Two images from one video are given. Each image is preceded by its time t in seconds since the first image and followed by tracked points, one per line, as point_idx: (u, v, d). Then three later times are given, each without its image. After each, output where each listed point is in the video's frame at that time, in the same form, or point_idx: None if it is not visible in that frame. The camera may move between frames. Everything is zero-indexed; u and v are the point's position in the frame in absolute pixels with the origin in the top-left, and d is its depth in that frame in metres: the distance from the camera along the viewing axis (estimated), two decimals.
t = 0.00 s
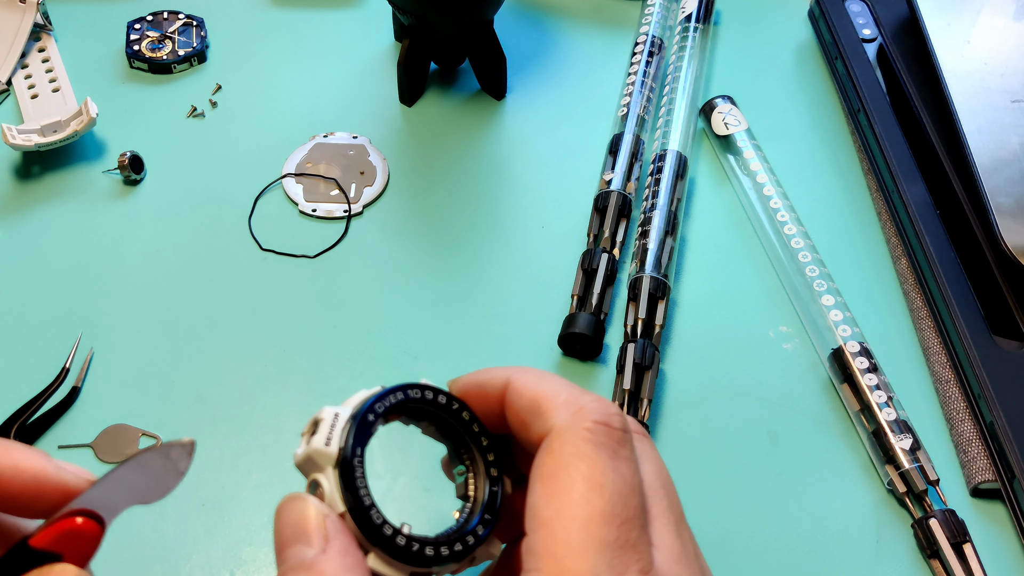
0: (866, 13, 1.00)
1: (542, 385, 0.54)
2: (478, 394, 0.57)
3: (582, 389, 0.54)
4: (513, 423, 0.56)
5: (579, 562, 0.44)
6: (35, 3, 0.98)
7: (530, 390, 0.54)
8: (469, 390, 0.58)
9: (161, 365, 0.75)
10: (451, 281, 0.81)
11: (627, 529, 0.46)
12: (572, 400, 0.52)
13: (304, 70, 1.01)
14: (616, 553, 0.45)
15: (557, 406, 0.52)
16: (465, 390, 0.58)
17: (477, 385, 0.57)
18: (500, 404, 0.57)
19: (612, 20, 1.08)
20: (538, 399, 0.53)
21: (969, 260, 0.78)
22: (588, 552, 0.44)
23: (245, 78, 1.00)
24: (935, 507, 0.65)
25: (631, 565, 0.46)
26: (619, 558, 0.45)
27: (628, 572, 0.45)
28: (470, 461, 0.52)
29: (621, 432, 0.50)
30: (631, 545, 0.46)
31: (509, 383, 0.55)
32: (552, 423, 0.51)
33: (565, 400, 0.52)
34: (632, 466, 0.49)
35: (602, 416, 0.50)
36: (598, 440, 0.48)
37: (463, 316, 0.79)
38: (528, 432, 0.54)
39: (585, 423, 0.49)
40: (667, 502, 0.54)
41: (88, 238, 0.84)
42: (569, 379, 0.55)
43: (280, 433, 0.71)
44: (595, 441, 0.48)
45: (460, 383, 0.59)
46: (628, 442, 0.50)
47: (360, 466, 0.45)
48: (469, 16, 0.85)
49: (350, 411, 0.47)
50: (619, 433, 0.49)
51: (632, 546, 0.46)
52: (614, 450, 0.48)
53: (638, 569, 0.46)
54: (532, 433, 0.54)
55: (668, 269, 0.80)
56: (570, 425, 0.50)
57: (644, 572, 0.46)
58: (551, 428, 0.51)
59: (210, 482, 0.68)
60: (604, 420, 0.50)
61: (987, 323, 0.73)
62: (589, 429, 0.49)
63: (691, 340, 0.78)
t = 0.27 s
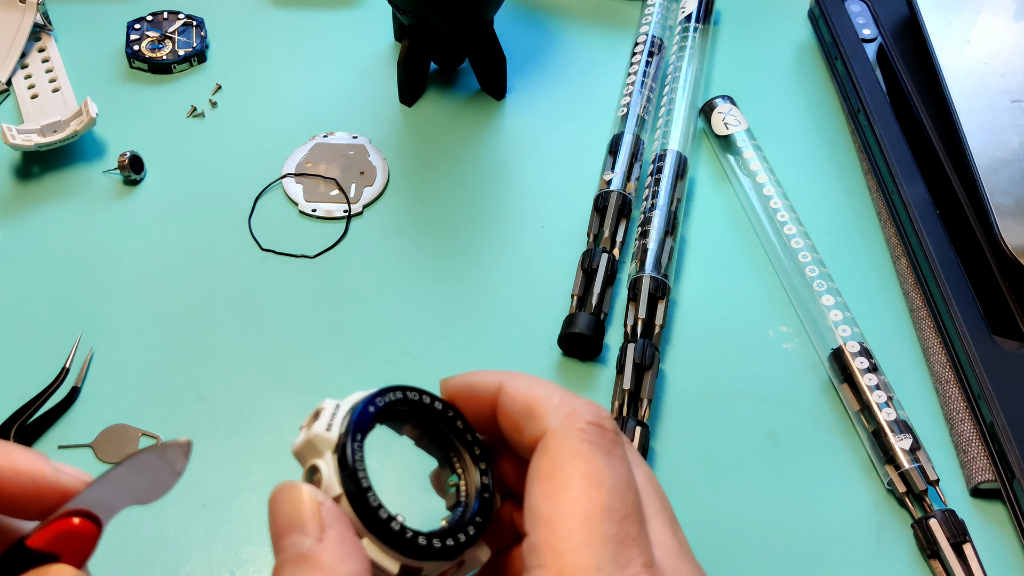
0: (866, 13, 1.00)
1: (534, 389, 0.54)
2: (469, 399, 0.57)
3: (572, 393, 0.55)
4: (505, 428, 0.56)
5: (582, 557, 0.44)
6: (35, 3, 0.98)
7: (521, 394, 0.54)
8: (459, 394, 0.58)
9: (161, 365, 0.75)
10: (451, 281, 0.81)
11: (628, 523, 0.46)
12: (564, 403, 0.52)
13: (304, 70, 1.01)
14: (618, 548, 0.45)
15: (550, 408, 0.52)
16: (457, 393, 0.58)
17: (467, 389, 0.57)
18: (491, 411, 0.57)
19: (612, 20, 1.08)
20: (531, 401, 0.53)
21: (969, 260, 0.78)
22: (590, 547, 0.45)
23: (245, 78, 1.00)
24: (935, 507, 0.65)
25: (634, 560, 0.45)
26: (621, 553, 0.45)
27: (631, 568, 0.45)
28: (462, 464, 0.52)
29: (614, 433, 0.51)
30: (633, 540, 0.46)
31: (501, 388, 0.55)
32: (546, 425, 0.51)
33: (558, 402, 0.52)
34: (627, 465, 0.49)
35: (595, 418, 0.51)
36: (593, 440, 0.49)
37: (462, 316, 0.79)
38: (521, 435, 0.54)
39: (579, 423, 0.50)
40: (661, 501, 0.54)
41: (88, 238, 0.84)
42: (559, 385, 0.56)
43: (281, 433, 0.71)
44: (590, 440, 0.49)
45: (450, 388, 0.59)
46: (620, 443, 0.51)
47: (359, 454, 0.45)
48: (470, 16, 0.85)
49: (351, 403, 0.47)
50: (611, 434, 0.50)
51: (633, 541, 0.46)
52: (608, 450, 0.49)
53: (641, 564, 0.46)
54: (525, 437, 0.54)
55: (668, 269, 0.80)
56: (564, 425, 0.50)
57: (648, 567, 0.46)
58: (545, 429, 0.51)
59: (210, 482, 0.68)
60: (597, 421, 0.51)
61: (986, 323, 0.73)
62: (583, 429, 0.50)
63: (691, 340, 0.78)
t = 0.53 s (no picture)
0: (866, 13, 1.00)
1: (519, 381, 0.54)
2: (457, 385, 0.56)
3: (557, 385, 0.54)
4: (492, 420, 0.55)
5: (566, 554, 0.44)
6: (35, 3, 0.98)
7: (507, 386, 0.54)
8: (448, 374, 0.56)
9: (161, 365, 0.75)
10: (451, 281, 0.81)
11: (613, 518, 0.46)
12: (548, 397, 0.52)
13: (304, 70, 1.01)
14: (602, 544, 0.45)
15: (534, 403, 0.52)
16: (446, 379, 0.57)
17: (457, 375, 0.56)
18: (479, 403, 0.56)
19: (612, 20, 1.08)
20: (516, 395, 0.53)
21: (969, 260, 0.78)
22: (574, 545, 0.44)
23: (245, 78, 1.00)
24: (935, 507, 0.65)
25: (619, 556, 0.45)
26: (606, 549, 0.45)
27: (616, 562, 0.45)
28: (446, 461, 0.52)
29: (598, 428, 0.50)
30: (617, 536, 0.46)
31: (488, 379, 0.55)
32: (529, 421, 0.51)
33: (541, 398, 0.52)
34: (612, 460, 0.49)
35: (578, 413, 0.50)
36: (576, 436, 0.49)
37: (463, 317, 0.79)
38: (506, 429, 0.54)
39: (562, 419, 0.49)
40: (645, 494, 0.54)
41: (88, 238, 0.84)
42: (545, 375, 0.55)
43: (281, 433, 0.71)
44: (573, 436, 0.49)
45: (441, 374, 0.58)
46: (605, 436, 0.50)
47: (333, 463, 0.45)
48: (470, 16, 0.85)
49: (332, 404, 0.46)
50: (595, 428, 0.50)
51: (618, 537, 0.46)
52: (592, 445, 0.49)
53: (626, 559, 0.46)
54: (511, 431, 0.53)
55: (668, 269, 0.80)
56: (548, 422, 0.50)
57: (632, 561, 0.46)
58: (528, 425, 0.51)
59: (211, 482, 0.68)
60: (580, 416, 0.50)
61: (986, 323, 0.73)
62: (566, 425, 0.49)
63: (691, 340, 0.78)
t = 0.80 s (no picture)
0: (866, 13, 1.00)
1: (548, 374, 0.53)
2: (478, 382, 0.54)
3: (586, 380, 0.53)
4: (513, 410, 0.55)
5: (570, 555, 0.44)
6: (35, 3, 0.98)
7: (534, 379, 0.53)
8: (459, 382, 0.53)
9: (161, 365, 0.75)
10: (451, 281, 0.81)
11: (621, 523, 0.46)
12: (576, 392, 0.52)
13: (304, 71, 1.01)
14: (607, 549, 0.45)
15: (562, 396, 0.51)
16: (464, 378, 0.53)
17: (478, 374, 0.53)
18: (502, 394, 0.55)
19: (612, 19, 1.08)
20: (543, 389, 0.53)
21: (969, 260, 0.78)
22: (579, 546, 0.45)
23: (245, 78, 1.00)
24: (935, 507, 0.65)
25: (622, 561, 0.46)
26: (610, 553, 0.45)
27: (618, 567, 0.45)
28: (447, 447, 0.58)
29: (624, 427, 0.50)
30: (623, 541, 0.46)
31: (512, 372, 0.55)
32: (556, 414, 0.51)
33: (570, 391, 0.52)
34: (632, 462, 0.49)
35: (607, 410, 0.50)
36: (599, 435, 0.49)
37: (463, 317, 0.79)
38: (530, 420, 0.54)
39: (588, 416, 0.49)
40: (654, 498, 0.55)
41: (88, 238, 0.84)
42: (574, 369, 0.55)
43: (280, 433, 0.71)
44: (597, 436, 0.49)
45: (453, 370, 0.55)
46: (629, 437, 0.50)
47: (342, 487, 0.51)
48: (470, 16, 0.85)
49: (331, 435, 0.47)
50: (621, 428, 0.50)
51: (624, 541, 0.46)
52: (616, 446, 0.49)
53: (628, 564, 0.46)
54: (534, 422, 0.53)
55: (668, 269, 0.80)
56: (574, 417, 0.50)
57: (635, 566, 0.46)
58: (554, 419, 0.51)
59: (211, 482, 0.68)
60: (609, 414, 0.50)
61: (986, 323, 0.73)
62: (593, 423, 0.49)
63: (691, 340, 0.78)
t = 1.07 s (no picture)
0: (866, 13, 1.00)
1: (571, 377, 0.52)
2: (499, 381, 0.54)
3: (612, 384, 0.52)
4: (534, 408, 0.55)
5: (581, 568, 0.45)
6: (35, 3, 0.98)
7: (555, 382, 0.53)
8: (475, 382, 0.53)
9: (161, 365, 0.75)
10: (451, 281, 0.81)
11: (636, 538, 0.46)
12: (600, 398, 0.50)
13: (304, 71, 1.01)
14: (618, 563, 0.45)
15: (584, 402, 0.50)
16: (481, 378, 0.53)
17: (499, 372, 0.53)
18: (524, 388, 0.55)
19: (612, 19, 1.08)
20: (564, 393, 0.52)
21: (969, 260, 0.78)
22: (591, 560, 0.45)
23: (245, 78, 1.00)
24: (935, 507, 0.65)
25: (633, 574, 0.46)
26: (621, 567, 0.46)
27: None
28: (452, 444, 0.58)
29: (649, 438, 0.48)
30: (636, 556, 0.46)
31: (532, 372, 0.54)
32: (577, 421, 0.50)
33: (593, 397, 0.50)
34: (654, 475, 0.48)
35: (633, 419, 0.48)
36: (621, 447, 0.47)
37: (463, 317, 0.78)
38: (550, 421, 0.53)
39: (611, 426, 0.48)
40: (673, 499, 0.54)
41: (88, 238, 0.84)
42: (599, 372, 0.53)
43: (280, 433, 0.71)
44: (620, 447, 0.47)
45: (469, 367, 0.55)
46: (654, 448, 0.49)
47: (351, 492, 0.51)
48: (470, 15, 0.85)
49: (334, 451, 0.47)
50: (646, 439, 0.48)
51: (637, 557, 0.46)
52: (637, 458, 0.48)
53: None
54: (554, 424, 0.53)
55: (668, 269, 0.80)
56: (597, 425, 0.48)
57: None
58: (576, 425, 0.50)
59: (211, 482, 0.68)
60: (634, 424, 0.48)
61: (986, 323, 0.73)
62: (616, 433, 0.48)
63: (691, 340, 0.78)
